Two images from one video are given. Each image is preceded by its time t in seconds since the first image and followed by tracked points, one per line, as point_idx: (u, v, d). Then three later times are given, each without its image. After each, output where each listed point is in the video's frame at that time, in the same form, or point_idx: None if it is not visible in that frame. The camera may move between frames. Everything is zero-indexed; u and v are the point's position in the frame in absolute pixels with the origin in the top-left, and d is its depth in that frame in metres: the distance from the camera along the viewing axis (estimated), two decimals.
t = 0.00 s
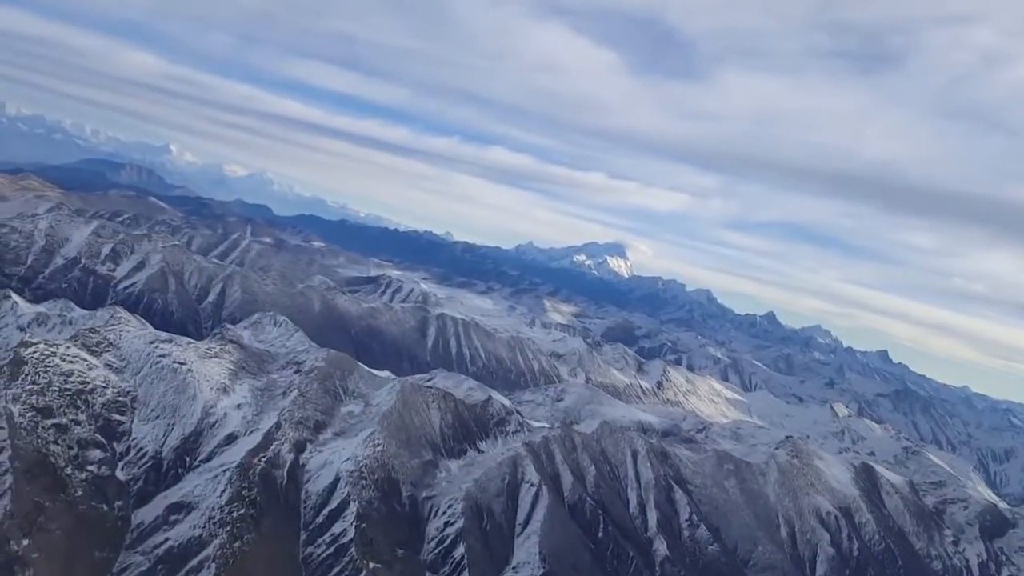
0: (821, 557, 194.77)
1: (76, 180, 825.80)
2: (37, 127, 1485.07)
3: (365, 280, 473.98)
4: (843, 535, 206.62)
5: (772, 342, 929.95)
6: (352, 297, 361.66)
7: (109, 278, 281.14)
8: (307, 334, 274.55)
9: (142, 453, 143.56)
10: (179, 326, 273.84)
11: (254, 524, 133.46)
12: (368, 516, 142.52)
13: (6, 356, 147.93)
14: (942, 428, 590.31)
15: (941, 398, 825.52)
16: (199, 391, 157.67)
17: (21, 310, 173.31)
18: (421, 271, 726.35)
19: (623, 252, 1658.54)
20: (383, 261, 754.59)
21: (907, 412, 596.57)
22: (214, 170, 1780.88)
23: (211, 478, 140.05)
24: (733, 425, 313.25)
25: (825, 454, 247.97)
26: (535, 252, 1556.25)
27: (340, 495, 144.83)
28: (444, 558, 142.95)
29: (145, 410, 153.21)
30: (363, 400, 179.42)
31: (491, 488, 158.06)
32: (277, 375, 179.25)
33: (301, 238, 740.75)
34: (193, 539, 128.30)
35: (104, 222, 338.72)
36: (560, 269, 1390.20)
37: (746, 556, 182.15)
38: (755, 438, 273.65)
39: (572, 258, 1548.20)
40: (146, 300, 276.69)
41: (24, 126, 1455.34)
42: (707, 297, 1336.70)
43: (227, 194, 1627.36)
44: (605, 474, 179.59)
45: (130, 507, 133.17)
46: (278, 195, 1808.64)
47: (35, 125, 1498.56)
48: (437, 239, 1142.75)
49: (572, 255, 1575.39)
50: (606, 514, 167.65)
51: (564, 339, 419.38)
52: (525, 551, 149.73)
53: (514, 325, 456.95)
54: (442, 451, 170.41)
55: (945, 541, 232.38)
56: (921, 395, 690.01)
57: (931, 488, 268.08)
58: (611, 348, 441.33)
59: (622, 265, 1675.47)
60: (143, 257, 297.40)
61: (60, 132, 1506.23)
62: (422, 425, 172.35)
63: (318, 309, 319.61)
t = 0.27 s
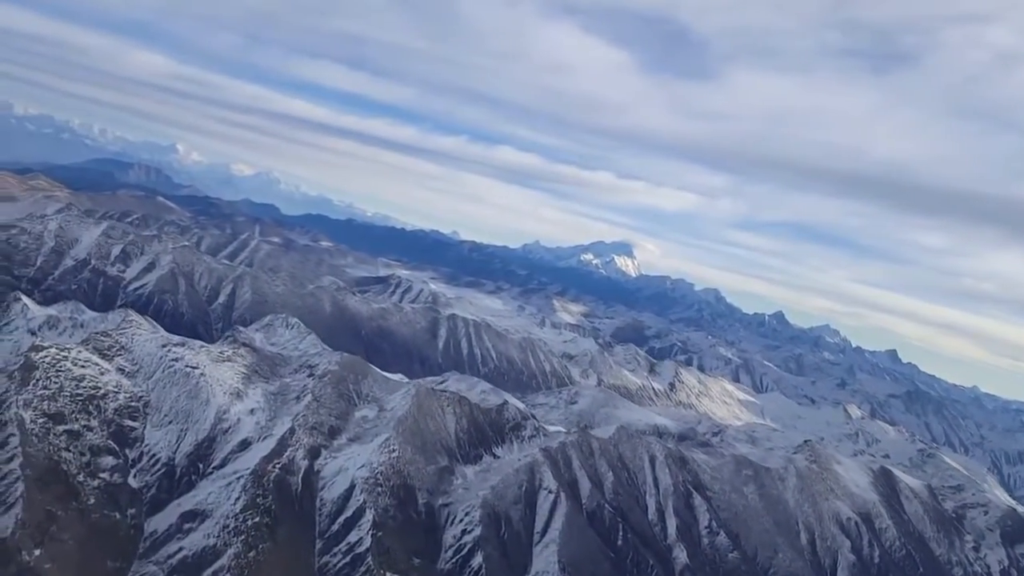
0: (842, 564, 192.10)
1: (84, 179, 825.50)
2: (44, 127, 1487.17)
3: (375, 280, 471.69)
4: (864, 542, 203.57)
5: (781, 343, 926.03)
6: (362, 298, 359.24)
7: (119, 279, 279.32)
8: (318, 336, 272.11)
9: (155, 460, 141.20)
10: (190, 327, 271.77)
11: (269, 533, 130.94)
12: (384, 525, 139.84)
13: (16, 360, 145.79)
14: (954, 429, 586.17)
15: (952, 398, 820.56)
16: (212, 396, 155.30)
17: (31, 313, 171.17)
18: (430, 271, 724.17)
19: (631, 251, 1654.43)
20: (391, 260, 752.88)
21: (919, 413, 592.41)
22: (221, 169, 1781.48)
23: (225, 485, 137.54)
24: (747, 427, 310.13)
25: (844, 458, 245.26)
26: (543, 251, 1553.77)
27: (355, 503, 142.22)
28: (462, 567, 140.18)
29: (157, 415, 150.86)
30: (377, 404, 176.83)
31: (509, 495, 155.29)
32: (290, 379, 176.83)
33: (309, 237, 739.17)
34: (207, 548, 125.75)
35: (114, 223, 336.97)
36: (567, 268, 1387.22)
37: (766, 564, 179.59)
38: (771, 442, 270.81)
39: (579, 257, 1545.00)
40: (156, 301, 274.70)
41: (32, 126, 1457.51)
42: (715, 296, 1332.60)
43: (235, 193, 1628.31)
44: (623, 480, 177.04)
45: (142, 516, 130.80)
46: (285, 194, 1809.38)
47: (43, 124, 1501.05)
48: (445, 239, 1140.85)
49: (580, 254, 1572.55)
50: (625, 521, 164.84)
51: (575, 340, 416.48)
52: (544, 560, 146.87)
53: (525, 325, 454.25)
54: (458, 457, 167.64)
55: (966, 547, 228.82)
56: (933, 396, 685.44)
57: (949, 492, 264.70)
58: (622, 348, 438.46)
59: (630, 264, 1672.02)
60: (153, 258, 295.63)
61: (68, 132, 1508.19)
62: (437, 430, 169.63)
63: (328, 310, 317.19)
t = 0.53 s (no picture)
0: (865, 570, 189.24)
1: (93, 181, 826.27)
2: (53, 128, 1492.21)
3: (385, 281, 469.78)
4: (887, 548, 200.48)
5: (792, 342, 921.65)
6: (373, 300, 356.81)
7: (130, 283, 278.25)
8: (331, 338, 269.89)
9: (169, 468, 138.87)
10: (202, 330, 270.09)
11: (286, 543, 128.49)
12: (402, 534, 137.30)
13: (28, 367, 143.64)
14: (969, 430, 581.71)
15: (965, 398, 814.64)
16: (227, 402, 152.96)
17: (43, 319, 169.08)
18: (439, 271, 722.15)
19: (640, 250, 1649.77)
20: (401, 261, 750.89)
21: (933, 413, 588.01)
22: (229, 170, 1782.77)
23: (241, 493, 135.14)
24: (763, 430, 306.99)
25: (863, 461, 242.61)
26: (551, 251, 1551.29)
27: (373, 512, 139.75)
28: None
29: (171, 422, 148.48)
30: (393, 409, 174.17)
31: (528, 503, 152.48)
32: (304, 384, 174.44)
33: (318, 238, 738.08)
34: (223, 559, 123.29)
35: (124, 225, 335.78)
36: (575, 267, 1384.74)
37: (788, 570, 176.94)
38: (789, 446, 268.22)
39: (587, 256, 1540.98)
40: (167, 305, 273.11)
41: (40, 127, 1460.66)
42: (724, 295, 1328.21)
43: (243, 194, 1630.22)
44: (643, 486, 174.46)
45: (157, 525, 128.45)
46: (292, 194, 1810.99)
47: (52, 126, 1506.01)
48: (453, 238, 1139.60)
49: (588, 254, 1569.72)
50: (646, 528, 162.02)
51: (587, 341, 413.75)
52: (565, 569, 143.94)
53: (536, 326, 451.81)
54: (476, 463, 164.94)
55: (989, 552, 225.24)
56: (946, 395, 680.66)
57: (970, 495, 261.36)
58: (635, 349, 435.20)
59: (638, 263, 1668.56)
60: (164, 261, 294.05)
61: (76, 133, 1513.08)
62: (454, 436, 166.93)
63: (339, 312, 314.97)
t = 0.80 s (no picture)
0: None
1: (101, 187, 826.18)
2: (60, 135, 1494.86)
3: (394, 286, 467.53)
4: (912, 555, 197.50)
5: (802, 343, 917.17)
6: (384, 305, 354.02)
7: (140, 290, 276.60)
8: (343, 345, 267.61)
9: (184, 481, 136.34)
10: (213, 337, 268.17)
11: (304, 558, 125.86)
12: (422, 547, 134.65)
13: (40, 379, 141.26)
14: (983, 430, 576.99)
15: (978, 397, 809.18)
16: (241, 413, 150.48)
17: (55, 328, 166.84)
18: (447, 274, 719.72)
19: (647, 251, 1644.72)
20: (409, 265, 748.43)
21: (947, 413, 583.45)
22: (236, 174, 1783.76)
23: (258, 506, 132.52)
24: (779, 434, 303.95)
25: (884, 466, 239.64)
26: (558, 253, 1548.39)
27: (392, 524, 137.16)
28: None
29: (185, 433, 145.96)
30: (409, 418, 171.40)
31: (549, 513, 149.66)
32: (319, 393, 171.83)
33: (325, 242, 736.42)
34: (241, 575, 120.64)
35: (133, 232, 334.22)
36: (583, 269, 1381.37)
37: None
38: (807, 451, 265.88)
39: (595, 258, 1536.93)
40: (178, 312, 271.20)
41: (47, 134, 1463.46)
42: (732, 296, 1323.42)
43: (249, 199, 1631.03)
44: (664, 494, 171.98)
45: (173, 540, 125.90)
46: (299, 198, 1811.42)
47: (58, 133, 1508.95)
48: (461, 241, 1137.29)
49: (595, 255, 1566.24)
50: (668, 538, 159.43)
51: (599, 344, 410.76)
52: None
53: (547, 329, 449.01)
54: (494, 472, 162.15)
55: (1014, 557, 221.60)
56: (959, 395, 675.81)
57: (992, 499, 257.72)
58: (647, 352, 431.77)
59: (645, 264, 1664.69)
60: (174, 268, 292.23)
61: (83, 140, 1515.57)
62: (471, 445, 164.06)
63: (350, 318, 312.48)
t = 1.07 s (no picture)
0: None
1: (110, 189, 826.13)
2: (68, 137, 1497.66)
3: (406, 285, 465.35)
4: (939, 557, 194.78)
5: (814, 339, 912.42)
6: (396, 305, 351.36)
7: (152, 293, 274.97)
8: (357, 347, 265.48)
9: (201, 490, 134.10)
10: (226, 340, 266.25)
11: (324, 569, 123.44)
12: (444, 556, 132.08)
13: (54, 387, 139.11)
14: (1000, 426, 571.91)
15: (993, 393, 803.14)
16: (258, 420, 148.12)
17: (69, 334, 165.15)
18: (457, 274, 717.60)
19: (657, 248, 1638.92)
20: (418, 264, 746.27)
21: (964, 409, 578.67)
22: (244, 175, 1784.34)
23: (277, 516, 130.09)
24: (798, 434, 300.91)
25: (907, 466, 236.37)
26: (567, 250, 1544.89)
27: (413, 533, 134.70)
28: None
29: (202, 441, 143.62)
30: (427, 423, 168.59)
31: (572, 520, 146.89)
32: (335, 398, 169.31)
33: (335, 242, 734.98)
34: None
35: (144, 234, 332.66)
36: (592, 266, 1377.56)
37: None
38: (826, 452, 263.66)
39: (604, 255, 1531.93)
40: (190, 315, 269.34)
41: (56, 136, 1466.71)
42: (743, 292, 1318.09)
43: (258, 199, 1631.97)
44: (688, 499, 169.64)
45: (191, 551, 123.59)
46: (307, 198, 1811.82)
47: (67, 135, 1511.72)
48: (470, 240, 1135.14)
49: (604, 253, 1562.32)
50: (692, 543, 156.99)
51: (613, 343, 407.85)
52: None
53: (560, 328, 446.15)
54: (514, 477, 159.41)
55: None
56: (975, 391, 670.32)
57: (1017, 498, 253.89)
58: (661, 351, 428.33)
59: (654, 261, 1660.08)
60: (186, 270, 290.43)
61: (91, 141, 1518.06)
62: (491, 450, 161.18)
63: (363, 319, 310.00)
